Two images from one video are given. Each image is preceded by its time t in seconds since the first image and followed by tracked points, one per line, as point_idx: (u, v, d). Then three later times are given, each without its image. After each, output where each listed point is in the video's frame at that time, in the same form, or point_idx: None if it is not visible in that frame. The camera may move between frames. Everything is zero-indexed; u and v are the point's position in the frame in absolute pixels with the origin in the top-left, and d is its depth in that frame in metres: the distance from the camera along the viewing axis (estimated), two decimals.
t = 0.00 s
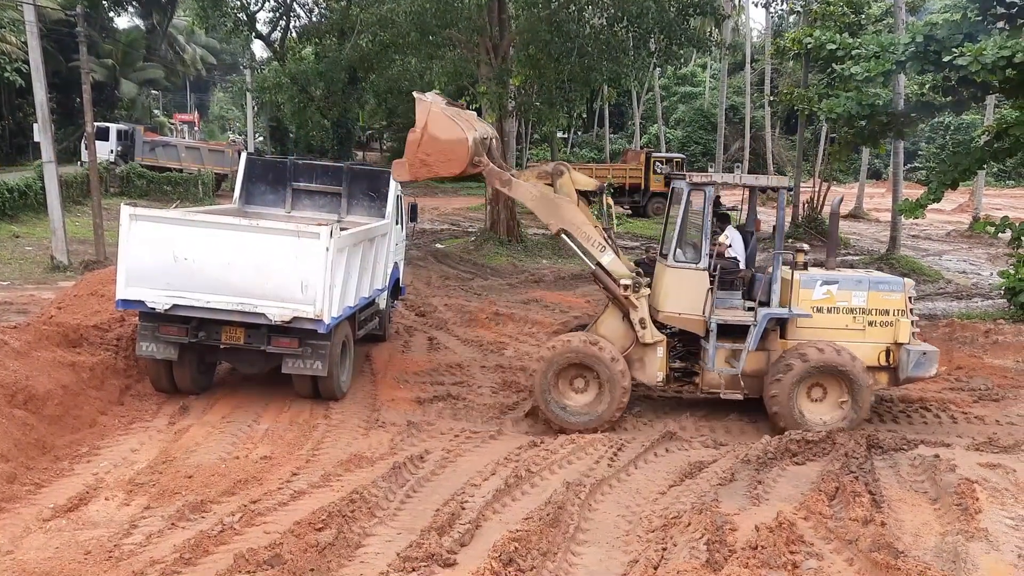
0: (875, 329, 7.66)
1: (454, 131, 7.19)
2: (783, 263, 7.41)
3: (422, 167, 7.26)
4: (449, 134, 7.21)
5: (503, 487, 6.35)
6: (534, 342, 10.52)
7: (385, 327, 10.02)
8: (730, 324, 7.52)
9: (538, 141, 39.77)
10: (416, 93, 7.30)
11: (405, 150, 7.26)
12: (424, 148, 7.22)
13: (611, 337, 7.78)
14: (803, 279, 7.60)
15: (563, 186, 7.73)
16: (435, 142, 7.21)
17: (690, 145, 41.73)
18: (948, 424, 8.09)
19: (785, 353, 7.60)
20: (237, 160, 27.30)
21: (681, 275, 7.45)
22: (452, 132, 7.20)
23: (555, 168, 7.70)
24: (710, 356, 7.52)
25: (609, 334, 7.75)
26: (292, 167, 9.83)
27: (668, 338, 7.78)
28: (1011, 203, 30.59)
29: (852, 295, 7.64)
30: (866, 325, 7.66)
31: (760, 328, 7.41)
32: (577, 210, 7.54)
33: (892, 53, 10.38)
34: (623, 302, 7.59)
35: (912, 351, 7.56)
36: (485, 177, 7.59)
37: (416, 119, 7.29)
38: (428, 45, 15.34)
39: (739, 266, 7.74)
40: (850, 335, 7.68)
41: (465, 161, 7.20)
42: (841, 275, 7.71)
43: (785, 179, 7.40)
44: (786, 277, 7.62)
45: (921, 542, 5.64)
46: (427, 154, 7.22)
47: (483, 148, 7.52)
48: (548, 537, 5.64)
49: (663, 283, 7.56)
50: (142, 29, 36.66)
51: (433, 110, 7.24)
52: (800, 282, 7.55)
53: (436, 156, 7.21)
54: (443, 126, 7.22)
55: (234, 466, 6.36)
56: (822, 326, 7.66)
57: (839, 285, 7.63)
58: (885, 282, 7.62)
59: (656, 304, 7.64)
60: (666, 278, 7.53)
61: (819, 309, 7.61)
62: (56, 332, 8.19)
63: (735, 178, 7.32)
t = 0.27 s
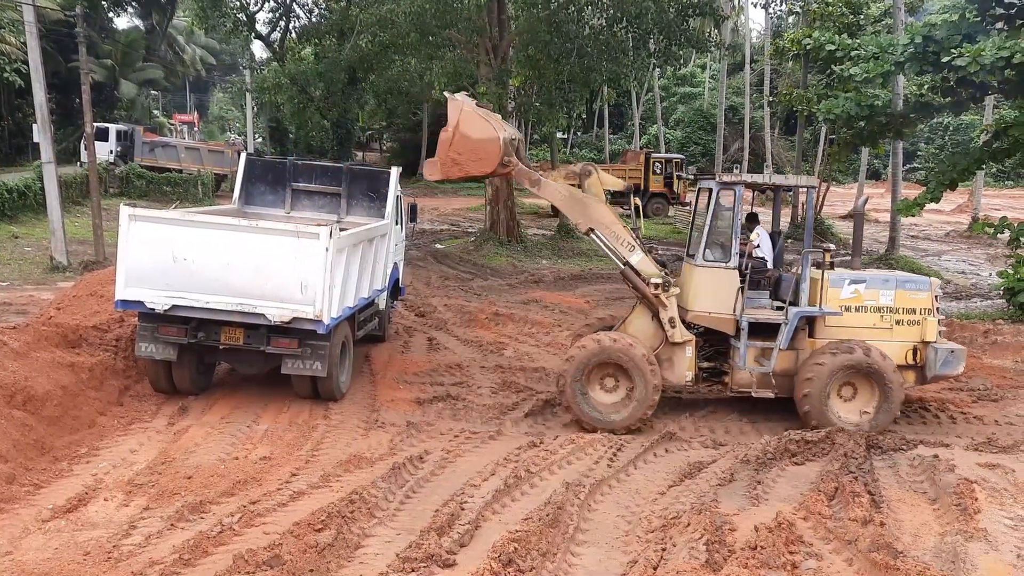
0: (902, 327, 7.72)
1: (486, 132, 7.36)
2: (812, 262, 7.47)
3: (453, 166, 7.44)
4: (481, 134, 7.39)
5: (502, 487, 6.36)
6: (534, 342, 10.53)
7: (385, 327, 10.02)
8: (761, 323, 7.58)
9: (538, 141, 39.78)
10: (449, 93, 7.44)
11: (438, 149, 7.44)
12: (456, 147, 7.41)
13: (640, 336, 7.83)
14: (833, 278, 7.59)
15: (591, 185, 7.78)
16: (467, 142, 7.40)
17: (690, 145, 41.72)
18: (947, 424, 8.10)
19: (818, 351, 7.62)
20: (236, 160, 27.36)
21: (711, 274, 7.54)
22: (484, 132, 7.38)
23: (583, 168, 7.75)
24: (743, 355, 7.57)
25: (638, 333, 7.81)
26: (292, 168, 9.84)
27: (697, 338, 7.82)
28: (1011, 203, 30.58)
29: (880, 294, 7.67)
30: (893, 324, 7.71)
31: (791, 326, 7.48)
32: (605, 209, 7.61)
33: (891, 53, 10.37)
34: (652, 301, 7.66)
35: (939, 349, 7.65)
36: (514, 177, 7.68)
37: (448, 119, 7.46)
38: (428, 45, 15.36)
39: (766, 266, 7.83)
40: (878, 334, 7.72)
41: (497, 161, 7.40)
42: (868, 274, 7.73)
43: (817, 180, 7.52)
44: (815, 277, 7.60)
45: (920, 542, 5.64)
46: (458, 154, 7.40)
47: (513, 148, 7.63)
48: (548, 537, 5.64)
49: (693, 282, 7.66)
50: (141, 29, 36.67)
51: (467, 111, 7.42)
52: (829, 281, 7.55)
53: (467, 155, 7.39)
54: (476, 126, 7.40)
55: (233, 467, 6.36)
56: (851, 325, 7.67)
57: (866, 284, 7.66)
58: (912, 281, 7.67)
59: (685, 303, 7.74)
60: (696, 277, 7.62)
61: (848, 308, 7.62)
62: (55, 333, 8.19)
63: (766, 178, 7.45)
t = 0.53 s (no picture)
0: (929, 327, 7.74)
1: (515, 138, 7.23)
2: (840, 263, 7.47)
3: (482, 174, 7.29)
4: (509, 141, 7.25)
5: (501, 489, 6.36)
6: (533, 344, 10.54)
7: (384, 329, 10.02)
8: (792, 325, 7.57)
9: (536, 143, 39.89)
10: (475, 102, 7.31)
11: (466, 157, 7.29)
12: (485, 155, 7.26)
13: (669, 340, 7.79)
14: (860, 279, 7.58)
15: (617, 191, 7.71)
16: (496, 149, 7.24)
17: (688, 147, 41.74)
18: (945, 425, 8.11)
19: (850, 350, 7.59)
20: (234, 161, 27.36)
21: (741, 277, 7.52)
22: (513, 138, 7.24)
23: (608, 174, 7.69)
24: (773, 358, 7.55)
25: (668, 337, 7.77)
26: (290, 169, 9.83)
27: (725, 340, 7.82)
28: (1009, 205, 30.63)
29: (906, 294, 7.67)
30: (919, 324, 7.72)
31: (822, 328, 7.43)
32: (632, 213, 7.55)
33: (889, 56, 10.39)
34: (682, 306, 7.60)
35: (966, 349, 7.69)
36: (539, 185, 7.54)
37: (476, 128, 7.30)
38: (427, 47, 15.40)
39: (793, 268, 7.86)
40: (904, 334, 7.73)
41: (526, 168, 7.25)
42: (894, 275, 7.73)
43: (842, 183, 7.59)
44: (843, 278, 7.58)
45: (918, 543, 5.65)
46: (488, 162, 7.26)
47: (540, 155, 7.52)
48: (546, 539, 5.65)
49: (721, 285, 7.64)
50: (139, 31, 36.67)
51: (496, 118, 7.27)
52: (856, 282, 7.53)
53: (496, 163, 7.24)
54: (505, 134, 7.26)
55: (231, 469, 6.36)
56: (878, 326, 7.67)
57: (893, 284, 7.65)
58: (937, 281, 7.70)
59: (713, 307, 7.73)
60: (725, 280, 7.60)
61: (875, 309, 7.62)
62: (52, 335, 8.19)
63: (794, 180, 7.42)
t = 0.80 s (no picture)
0: (948, 331, 7.80)
1: (546, 148, 7.20)
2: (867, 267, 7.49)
3: (507, 179, 7.20)
4: (540, 149, 7.21)
5: (493, 491, 6.36)
6: (525, 346, 10.54)
7: (376, 331, 10.01)
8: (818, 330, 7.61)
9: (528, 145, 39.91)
10: (511, 101, 7.12)
11: (493, 159, 7.17)
12: (513, 159, 7.16)
13: (695, 343, 7.81)
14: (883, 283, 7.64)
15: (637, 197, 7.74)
16: (525, 155, 7.16)
17: (680, 149, 41.81)
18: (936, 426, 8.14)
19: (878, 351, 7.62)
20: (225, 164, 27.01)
21: (767, 279, 7.53)
22: (543, 146, 7.21)
23: (627, 180, 7.72)
24: (799, 363, 7.58)
25: (693, 341, 7.79)
26: (282, 171, 9.81)
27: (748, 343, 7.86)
28: (999, 207, 30.76)
29: (927, 298, 7.74)
30: (939, 329, 7.78)
31: (848, 333, 7.50)
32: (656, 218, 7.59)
33: (878, 58, 10.52)
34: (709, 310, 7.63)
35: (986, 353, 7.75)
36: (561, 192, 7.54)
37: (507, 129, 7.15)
38: (419, 49, 15.42)
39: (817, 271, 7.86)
40: (925, 338, 7.78)
41: (552, 178, 7.28)
42: (916, 279, 7.79)
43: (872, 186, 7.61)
44: (870, 282, 7.60)
45: (909, 543, 5.67)
46: (514, 166, 7.18)
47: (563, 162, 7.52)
48: (537, 541, 5.65)
49: (747, 289, 7.63)
50: (130, 33, 36.58)
51: (529, 122, 7.17)
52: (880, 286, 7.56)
53: (523, 169, 7.19)
54: (536, 140, 7.19)
55: (222, 472, 6.35)
56: (899, 330, 7.73)
57: (915, 289, 7.71)
58: (957, 286, 7.78)
59: (739, 309, 7.72)
60: (751, 282, 7.60)
61: (898, 313, 7.68)
62: (41, 338, 8.15)
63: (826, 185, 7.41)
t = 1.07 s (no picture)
0: (927, 328, 8.06)
1: (534, 181, 7.20)
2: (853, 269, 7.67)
3: (492, 206, 7.20)
4: (528, 180, 7.20)
5: (449, 494, 6.33)
6: (482, 347, 10.54)
7: (331, 334, 9.91)
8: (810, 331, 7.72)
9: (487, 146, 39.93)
10: (500, 128, 7.14)
11: (479, 185, 7.17)
12: (500, 188, 7.16)
13: (688, 349, 7.87)
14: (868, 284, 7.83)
15: (617, 215, 7.69)
16: (513, 186, 7.16)
17: (637, 151, 42.18)
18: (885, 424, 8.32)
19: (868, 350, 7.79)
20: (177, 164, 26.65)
21: (759, 282, 7.61)
22: (531, 178, 7.19)
23: (605, 202, 7.68)
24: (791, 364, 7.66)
25: (686, 346, 7.84)
26: (234, 172, 9.66)
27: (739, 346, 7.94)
28: (944, 209, 31.61)
29: (908, 297, 7.97)
30: (919, 326, 8.03)
31: (840, 334, 7.63)
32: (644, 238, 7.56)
33: (829, 62, 10.69)
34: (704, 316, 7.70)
35: (962, 348, 8.10)
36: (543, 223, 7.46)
37: (497, 157, 7.16)
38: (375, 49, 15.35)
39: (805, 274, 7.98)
40: (907, 336, 8.01)
41: (539, 211, 7.24)
42: (897, 279, 8.02)
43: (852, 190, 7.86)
44: (855, 284, 7.79)
45: (859, 539, 5.78)
46: (500, 196, 7.18)
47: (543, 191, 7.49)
48: (494, 543, 5.64)
49: (739, 293, 7.69)
50: (79, 30, 35.75)
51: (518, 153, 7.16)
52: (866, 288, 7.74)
53: (510, 199, 7.18)
54: (526, 172, 7.19)
55: (173, 478, 6.23)
56: (884, 329, 7.93)
57: (897, 288, 7.92)
58: (934, 284, 8.05)
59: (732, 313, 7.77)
60: (742, 286, 7.67)
61: (883, 313, 7.88)
62: None
63: (814, 190, 7.53)
